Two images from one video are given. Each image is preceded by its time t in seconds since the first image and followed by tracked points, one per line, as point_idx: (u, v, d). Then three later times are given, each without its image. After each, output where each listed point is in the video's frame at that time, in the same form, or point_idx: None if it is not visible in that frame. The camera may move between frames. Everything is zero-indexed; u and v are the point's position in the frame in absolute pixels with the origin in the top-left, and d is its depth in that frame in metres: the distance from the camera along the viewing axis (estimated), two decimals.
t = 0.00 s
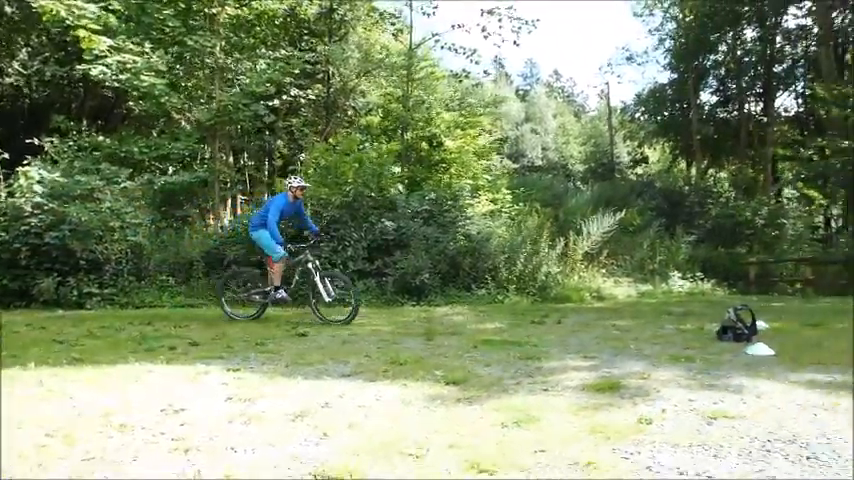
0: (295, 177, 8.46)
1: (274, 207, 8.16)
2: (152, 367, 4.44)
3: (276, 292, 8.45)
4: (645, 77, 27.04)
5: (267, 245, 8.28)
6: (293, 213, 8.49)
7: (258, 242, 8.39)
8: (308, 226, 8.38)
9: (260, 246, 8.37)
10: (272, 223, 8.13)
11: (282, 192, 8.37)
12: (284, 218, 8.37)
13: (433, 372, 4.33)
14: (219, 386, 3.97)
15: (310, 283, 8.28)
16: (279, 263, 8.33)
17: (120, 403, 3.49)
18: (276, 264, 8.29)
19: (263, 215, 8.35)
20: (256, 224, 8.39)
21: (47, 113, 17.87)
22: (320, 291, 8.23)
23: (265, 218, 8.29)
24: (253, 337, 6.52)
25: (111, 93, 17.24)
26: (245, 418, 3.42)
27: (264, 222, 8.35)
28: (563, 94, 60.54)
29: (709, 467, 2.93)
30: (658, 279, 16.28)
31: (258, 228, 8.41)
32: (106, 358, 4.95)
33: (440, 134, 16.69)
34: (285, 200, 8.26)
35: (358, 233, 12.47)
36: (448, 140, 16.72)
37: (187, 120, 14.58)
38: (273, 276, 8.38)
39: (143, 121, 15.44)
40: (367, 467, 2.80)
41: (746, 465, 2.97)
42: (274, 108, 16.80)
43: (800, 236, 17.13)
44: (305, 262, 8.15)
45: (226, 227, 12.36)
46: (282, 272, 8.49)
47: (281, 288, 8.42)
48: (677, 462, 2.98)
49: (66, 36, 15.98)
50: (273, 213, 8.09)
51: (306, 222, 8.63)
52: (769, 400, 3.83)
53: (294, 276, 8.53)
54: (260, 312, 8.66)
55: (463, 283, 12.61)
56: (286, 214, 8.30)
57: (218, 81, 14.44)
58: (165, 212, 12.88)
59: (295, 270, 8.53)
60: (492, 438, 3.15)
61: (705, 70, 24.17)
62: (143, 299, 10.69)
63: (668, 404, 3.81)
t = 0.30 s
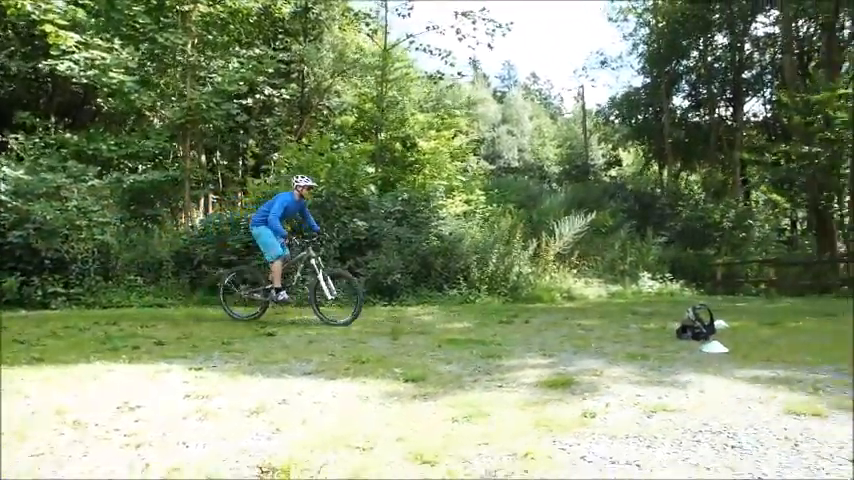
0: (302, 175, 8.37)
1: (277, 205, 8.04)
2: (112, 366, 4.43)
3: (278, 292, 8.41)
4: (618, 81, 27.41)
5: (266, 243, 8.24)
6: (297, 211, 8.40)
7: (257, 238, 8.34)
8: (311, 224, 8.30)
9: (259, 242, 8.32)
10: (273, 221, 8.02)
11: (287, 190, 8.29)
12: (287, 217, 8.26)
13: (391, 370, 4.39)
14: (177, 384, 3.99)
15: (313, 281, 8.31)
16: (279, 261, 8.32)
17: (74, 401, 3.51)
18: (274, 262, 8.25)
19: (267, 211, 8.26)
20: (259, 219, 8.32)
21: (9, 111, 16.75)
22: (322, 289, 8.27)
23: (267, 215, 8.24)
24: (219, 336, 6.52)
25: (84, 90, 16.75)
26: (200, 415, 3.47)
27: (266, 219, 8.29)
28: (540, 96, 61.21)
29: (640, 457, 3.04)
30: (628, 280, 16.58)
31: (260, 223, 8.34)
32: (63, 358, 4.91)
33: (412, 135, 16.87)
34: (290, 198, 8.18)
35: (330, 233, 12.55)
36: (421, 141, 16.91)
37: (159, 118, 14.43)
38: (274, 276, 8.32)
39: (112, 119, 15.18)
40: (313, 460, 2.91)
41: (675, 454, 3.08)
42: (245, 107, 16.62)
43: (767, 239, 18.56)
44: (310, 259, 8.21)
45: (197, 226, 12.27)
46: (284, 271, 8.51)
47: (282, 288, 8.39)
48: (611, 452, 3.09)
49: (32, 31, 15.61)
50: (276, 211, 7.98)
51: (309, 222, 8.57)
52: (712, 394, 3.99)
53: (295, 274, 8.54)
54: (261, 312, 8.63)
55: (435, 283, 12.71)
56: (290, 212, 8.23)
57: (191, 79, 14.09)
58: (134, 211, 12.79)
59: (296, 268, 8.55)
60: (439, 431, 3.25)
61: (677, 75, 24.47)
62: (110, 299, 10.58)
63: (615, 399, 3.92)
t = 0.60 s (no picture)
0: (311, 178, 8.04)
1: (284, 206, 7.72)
2: (68, 365, 4.41)
3: (281, 293, 8.11)
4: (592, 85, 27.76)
5: (268, 243, 7.91)
6: (303, 214, 8.05)
7: (260, 238, 8.02)
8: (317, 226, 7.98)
9: (262, 241, 7.98)
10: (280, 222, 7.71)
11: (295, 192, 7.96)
12: (293, 218, 7.94)
13: (348, 366, 4.48)
14: (133, 381, 4.02)
15: (319, 281, 7.95)
16: (282, 262, 7.97)
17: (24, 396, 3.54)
18: (277, 263, 7.92)
19: (272, 211, 7.92)
20: (263, 219, 7.97)
21: None
22: (328, 290, 7.91)
23: (272, 215, 7.92)
24: (182, 335, 6.52)
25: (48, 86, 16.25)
26: (151, 410, 3.52)
27: (270, 219, 7.96)
28: (516, 99, 61.77)
29: (568, 447, 3.17)
30: (596, 281, 16.89)
31: (264, 223, 7.99)
32: (17, 356, 4.88)
33: (382, 136, 17.08)
34: (297, 200, 7.83)
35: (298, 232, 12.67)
36: (393, 142, 17.16)
37: (126, 116, 14.21)
38: (277, 277, 8.03)
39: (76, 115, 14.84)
40: (254, 451, 3.00)
41: (603, 443, 3.23)
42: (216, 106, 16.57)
43: (732, 241, 18.98)
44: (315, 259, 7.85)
45: (164, 226, 12.15)
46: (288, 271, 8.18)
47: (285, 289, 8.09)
48: (543, 442, 3.21)
49: None
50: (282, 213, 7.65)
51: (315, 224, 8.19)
52: (652, 388, 4.15)
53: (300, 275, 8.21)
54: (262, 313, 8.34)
55: (404, 283, 12.83)
56: (296, 214, 7.90)
57: (159, 77, 13.98)
58: (97, 210, 12.75)
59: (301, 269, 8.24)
60: (383, 424, 3.35)
61: (648, 80, 25.16)
62: (72, 298, 10.47)
63: (559, 393, 4.06)
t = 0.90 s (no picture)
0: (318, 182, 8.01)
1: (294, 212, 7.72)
2: (31, 364, 4.40)
3: (288, 294, 8.07)
4: (570, 89, 27.98)
5: (276, 247, 7.92)
6: (311, 219, 8.02)
7: (268, 242, 8.01)
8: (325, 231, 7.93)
9: (270, 246, 7.98)
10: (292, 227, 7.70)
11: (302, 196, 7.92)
12: (301, 224, 7.90)
13: (313, 364, 4.53)
14: (95, 378, 4.04)
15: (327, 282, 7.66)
16: (291, 265, 7.97)
17: None
18: (286, 266, 7.94)
19: (280, 217, 7.93)
20: (270, 224, 7.97)
21: None
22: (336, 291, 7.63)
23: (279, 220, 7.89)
24: (149, 334, 6.52)
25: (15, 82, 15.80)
26: (109, 406, 3.55)
27: (277, 223, 7.94)
28: (496, 101, 62.33)
29: (512, 437, 3.27)
30: (570, 282, 17.13)
31: (272, 229, 8.00)
32: None
33: (358, 136, 17.20)
34: (305, 205, 7.79)
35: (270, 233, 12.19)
36: (370, 142, 17.27)
37: (99, 113, 13.97)
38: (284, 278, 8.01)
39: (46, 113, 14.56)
40: (205, 444, 3.07)
41: (546, 434, 3.34)
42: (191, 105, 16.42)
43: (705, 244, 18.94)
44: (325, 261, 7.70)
45: (136, 226, 12.12)
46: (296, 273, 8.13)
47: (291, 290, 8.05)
48: (489, 433, 3.31)
49: None
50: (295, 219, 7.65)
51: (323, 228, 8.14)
52: (606, 384, 4.27)
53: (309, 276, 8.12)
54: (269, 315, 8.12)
55: (378, 283, 12.93)
56: (305, 219, 7.87)
57: (133, 74, 13.83)
58: (67, 209, 12.65)
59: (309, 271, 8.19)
60: (337, 419, 3.43)
61: (626, 84, 25.56)
62: (40, 298, 10.45)
63: (515, 388, 4.17)
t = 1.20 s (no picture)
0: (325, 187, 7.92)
1: (304, 217, 7.62)
2: None
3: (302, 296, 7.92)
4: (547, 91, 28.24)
5: (286, 252, 7.81)
6: (320, 223, 7.93)
7: (277, 248, 7.89)
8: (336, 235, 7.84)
9: (280, 252, 7.87)
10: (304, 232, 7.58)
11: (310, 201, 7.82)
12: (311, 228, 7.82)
13: (273, 360, 4.58)
14: (51, 373, 4.07)
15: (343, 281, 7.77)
16: (302, 269, 7.86)
17: None
18: (298, 270, 7.81)
19: (290, 222, 7.82)
20: (278, 230, 7.84)
21: None
22: (351, 290, 7.80)
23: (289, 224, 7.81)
24: (113, 332, 6.50)
25: None
26: (63, 400, 3.60)
27: (286, 228, 7.84)
28: (474, 101, 62.73)
29: (453, 425, 3.42)
30: (544, 281, 17.33)
31: (280, 235, 7.87)
32: None
33: (332, 136, 17.38)
34: (314, 210, 7.68)
35: (241, 231, 12.31)
36: (347, 142, 17.54)
37: (67, 109, 13.86)
38: (298, 281, 7.85)
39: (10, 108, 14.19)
40: (155, 435, 3.18)
41: (488, 422, 3.49)
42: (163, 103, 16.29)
43: (676, 244, 19.19)
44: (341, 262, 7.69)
45: (105, 224, 12.03)
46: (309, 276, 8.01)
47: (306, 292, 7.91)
48: (432, 422, 3.46)
49: None
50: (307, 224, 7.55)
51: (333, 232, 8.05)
52: (557, 376, 4.42)
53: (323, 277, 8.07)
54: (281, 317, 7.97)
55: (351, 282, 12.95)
56: (314, 224, 7.78)
57: (102, 70, 13.78)
58: (34, 206, 12.40)
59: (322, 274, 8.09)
60: (288, 410, 3.55)
61: (601, 87, 25.90)
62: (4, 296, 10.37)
63: (468, 380, 4.30)
